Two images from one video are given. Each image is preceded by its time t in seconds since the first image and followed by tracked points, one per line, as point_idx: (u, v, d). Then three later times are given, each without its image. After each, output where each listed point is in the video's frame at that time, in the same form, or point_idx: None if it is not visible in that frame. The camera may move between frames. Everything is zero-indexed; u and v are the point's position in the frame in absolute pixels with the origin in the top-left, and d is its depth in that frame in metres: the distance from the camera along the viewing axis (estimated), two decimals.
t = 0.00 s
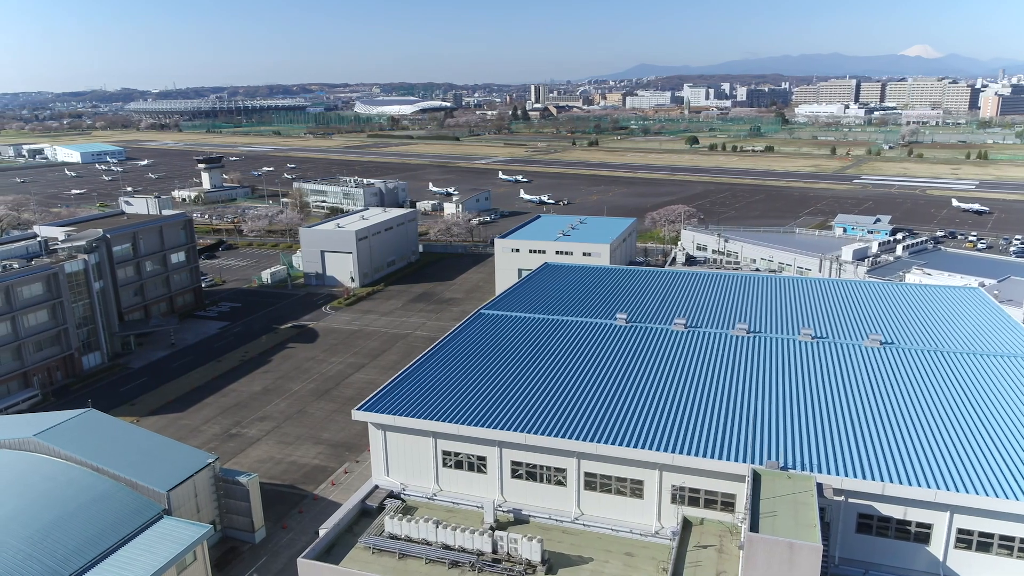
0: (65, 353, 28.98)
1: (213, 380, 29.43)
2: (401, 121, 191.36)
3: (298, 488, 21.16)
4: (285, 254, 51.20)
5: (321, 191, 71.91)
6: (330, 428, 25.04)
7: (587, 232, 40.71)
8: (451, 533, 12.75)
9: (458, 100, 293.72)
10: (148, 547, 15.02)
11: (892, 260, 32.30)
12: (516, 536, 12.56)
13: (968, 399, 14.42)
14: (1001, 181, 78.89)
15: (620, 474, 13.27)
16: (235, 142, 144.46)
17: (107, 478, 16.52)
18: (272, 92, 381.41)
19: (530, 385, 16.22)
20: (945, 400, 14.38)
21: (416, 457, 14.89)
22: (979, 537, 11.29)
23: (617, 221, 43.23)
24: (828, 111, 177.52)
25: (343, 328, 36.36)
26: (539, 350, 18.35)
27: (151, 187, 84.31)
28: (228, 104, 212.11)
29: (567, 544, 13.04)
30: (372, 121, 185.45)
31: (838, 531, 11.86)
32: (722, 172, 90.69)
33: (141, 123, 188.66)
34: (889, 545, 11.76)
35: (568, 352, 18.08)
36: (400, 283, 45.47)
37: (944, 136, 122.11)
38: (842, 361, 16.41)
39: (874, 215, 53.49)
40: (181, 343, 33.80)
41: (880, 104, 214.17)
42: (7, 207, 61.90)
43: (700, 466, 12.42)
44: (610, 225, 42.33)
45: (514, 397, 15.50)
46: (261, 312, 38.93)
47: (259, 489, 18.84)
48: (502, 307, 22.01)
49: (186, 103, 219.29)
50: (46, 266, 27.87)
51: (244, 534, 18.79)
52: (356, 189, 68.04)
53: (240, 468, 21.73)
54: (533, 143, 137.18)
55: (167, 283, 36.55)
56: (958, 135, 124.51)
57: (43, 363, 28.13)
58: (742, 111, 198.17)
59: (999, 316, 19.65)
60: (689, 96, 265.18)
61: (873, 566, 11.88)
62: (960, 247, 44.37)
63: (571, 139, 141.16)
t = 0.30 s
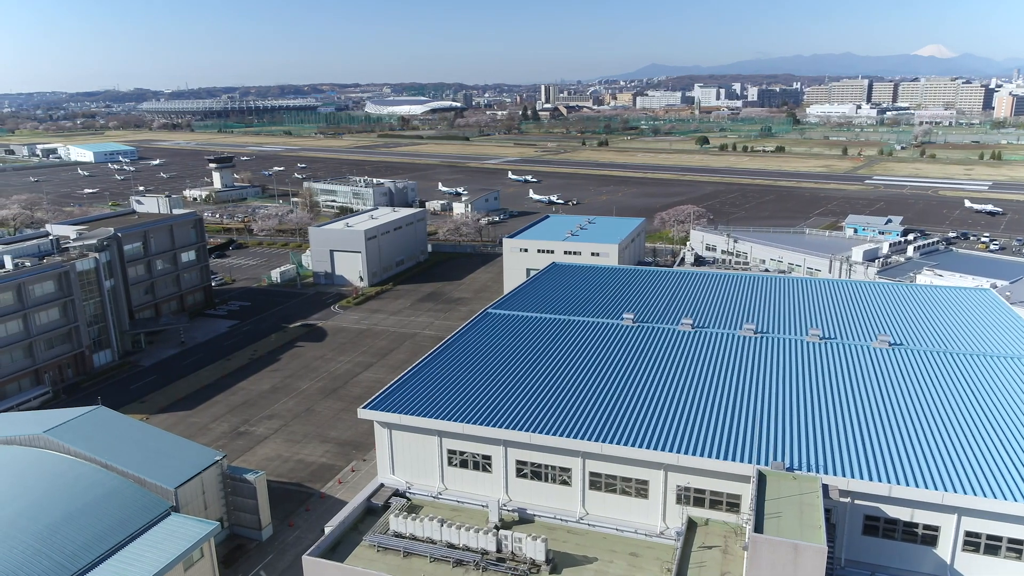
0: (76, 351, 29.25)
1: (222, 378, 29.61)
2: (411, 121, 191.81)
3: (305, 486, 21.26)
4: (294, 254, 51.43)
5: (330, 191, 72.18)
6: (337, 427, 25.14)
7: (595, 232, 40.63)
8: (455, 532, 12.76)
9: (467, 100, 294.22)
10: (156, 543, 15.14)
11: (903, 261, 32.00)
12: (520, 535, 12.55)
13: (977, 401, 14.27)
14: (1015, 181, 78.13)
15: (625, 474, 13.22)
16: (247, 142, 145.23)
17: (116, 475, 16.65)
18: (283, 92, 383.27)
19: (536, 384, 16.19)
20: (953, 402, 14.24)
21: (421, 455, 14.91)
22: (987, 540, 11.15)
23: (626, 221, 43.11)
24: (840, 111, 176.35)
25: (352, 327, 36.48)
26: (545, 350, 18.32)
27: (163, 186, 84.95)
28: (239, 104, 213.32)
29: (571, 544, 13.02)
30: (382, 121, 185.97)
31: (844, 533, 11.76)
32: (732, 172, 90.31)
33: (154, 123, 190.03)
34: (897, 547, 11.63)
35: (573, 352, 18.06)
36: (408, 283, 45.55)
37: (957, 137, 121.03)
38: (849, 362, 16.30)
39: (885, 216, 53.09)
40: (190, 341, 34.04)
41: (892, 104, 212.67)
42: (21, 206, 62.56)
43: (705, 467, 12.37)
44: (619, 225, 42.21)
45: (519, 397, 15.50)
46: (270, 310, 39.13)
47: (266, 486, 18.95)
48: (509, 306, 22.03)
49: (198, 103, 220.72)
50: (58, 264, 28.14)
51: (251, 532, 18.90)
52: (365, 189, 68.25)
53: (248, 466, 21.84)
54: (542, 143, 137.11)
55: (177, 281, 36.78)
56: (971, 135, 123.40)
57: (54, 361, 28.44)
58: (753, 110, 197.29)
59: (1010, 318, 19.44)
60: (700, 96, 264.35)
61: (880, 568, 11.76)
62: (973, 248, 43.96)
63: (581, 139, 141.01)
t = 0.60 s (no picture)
0: (87, 348, 29.53)
1: (231, 376, 29.80)
2: (421, 121, 192.18)
3: (312, 484, 21.38)
4: (304, 253, 51.68)
5: (340, 190, 72.47)
6: (345, 425, 25.24)
7: (604, 232, 40.56)
8: (460, 530, 12.80)
9: (477, 100, 294.52)
10: (163, 539, 15.27)
11: (914, 262, 31.74)
12: (525, 534, 12.56)
13: (986, 401, 14.16)
14: None
15: (630, 474, 13.20)
16: (257, 142, 145.95)
17: (124, 471, 16.81)
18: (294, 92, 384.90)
19: (542, 383, 16.19)
20: (962, 403, 14.13)
21: (427, 454, 14.96)
22: (995, 542, 11.05)
23: (635, 221, 43.01)
24: (852, 112, 175.16)
25: (360, 326, 36.61)
26: (551, 349, 18.31)
27: (175, 185, 85.54)
28: (251, 104, 214.40)
29: (576, 543, 13.00)
30: (392, 121, 186.46)
31: (849, 534, 11.68)
32: (742, 173, 89.87)
33: (166, 123, 191.25)
34: (903, 548, 11.54)
35: (581, 351, 18.05)
36: (417, 282, 45.65)
37: (971, 137, 119.90)
38: (858, 363, 16.19)
39: (896, 217, 52.67)
40: (200, 339, 34.27)
41: (904, 104, 211.14)
42: (35, 205, 63.18)
43: (711, 466, 12.32)
44: (627, 226, 42.10)
45: (525, 395, 15.52)
46: (280, 309, 39.36)
47: (274, 484, 19.07)
48: (516, 305, 22.07)
49: (210, 103, 222.03)
50: (70, 262, 28.42)
51: (258, 529, 19.02)
52: (375, 189, 68.44)
53: (255, 463, 21.98)
54: (552, 143, 136.95)
55: (188, 279, 37.05)
56: (985, 136, 122.24)
57: (66, 358, 28.71)
58: (764, 111, 196.27)
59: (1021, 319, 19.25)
60: (711, 96, 263.39)
61: (886, 570, 11.67)
62: (985, 249, 43.55)
63: (591, 139, 140.84)
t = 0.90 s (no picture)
0: (99, 345, 29.79)
1: (241, 374, 30.00)
2: (431, 121, 192.62)
3: (320, 481, 21.48)
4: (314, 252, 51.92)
5: (350, 190, 72.74)
6: (353, 423, 25.35)
7: (613, 232, 40.47)
8: (465, 528, 12.84)
9: (487, 100, 294.77)
10: (171, 535, 15.40)
11: (925, 263, 31.51)
12: (530, 532, 12.59)
13: (995, 403, 14.02)
14: None
15: (636, 473, 13.20)
16: (269, 142, 146.75)
17: (133, 467, 16.96)
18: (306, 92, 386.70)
19: (548, 382, 16.19)
20: (971, 404, 14.00)
21: (433, 451, 15.01)
22: (1003, 544, 10.96)
23: (644, 221, 42.89)
24: (864, 112, 173.84)
25: (369, 324, 36.74)
26: (557, 348, 18.33)
27: (187, 185, 86.13)
28: (263, 104, 215.54)
29: (581, 542, 13.01)
30: (403, 121, 186.95)
31: (856, 534, 11.60)
32: (753, 173, 89.47)
33: (178, 122, 192.59)
34: (910, 550, 11.46)
35: (587, 351, 18.04)
36: (426, 281, 45.75)
37: (984, 138, 118.79)
38: (865, 363, 16.09)
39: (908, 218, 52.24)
40: (210, 337, 34.50)
41: (918, 104, 209.26)
42: (49, 204, 63.91)
43: (716, 466, 12.29)
44: (636, 226, 41.99)
45: (531, 394, 15.55)
46: (290, 308, 39.56)
47: (282, 481, 19.18)
48: (523, 305, 22.09)
49: (222, 103, 223.42)
50: (82, 260, 28.70)
51: (266, 526, 19.15)
52: (385, 189, 68.65)
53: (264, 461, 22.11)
54: (562, 143, 136.84)
55: (199, 278, 37.30)
56: (999, 136, 121.09)
57: (78, 355, 28.99)
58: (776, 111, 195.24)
59: None
60: (722, 96, 262.41)
61: (893, 571, 11.59)
62: (998, 250, 43.14)
63: (601, 139, 140.66)
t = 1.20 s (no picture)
0: (110, 343, 30.07)
1: (250, 372, 30.19)
2: (442, 121, 192.97)
3: (328, 479, 21.59)
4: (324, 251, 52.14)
5: (360, 189, 73.00)
6: (362, 422, 25.47)
7: (622, 232, 40.38)
8: (471, 526, 12.91)
9: (498, 100, 294.94)
10: (180, 531, 15.56)
11: (936, 264, 31.25)
12: (536, 531, 12.63)
13: (1003, 404, 13.91)
14: None
15: (642, 472, 13.18)
16: (280, 141, 147.48)
17: (143, 463, 17.14)
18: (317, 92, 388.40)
19: (554, 382, 16.20)
20: (978, 406, 13.89)
21: (439, 450, 15.06)
22: (1010, 546, 10.86)
23: (654, 221, 42.79)
24: (877, 113, 172.40)
25: (378, 324, 36.88)
26: (564, 348, 18.34)
27: (199, 184, 86.67)
28: (274, 104, 216.58)
29: (586, 541, 13.01)
30: (414, 121, 187.39)
31: (861, 535, 11.54)
32: (764, 173, 89.00)
33: (191, 122, 193.82)
34: (916, 552, 11.39)
35: (593, 351, 18.03)
36: (435, 281, 45.83)
37: (999, 138, 117.61)
38: (872, 364, 16.00)
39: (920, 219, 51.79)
40: (221, 335, 34.75)
41: (931, 104, 207.22)
42: (63, 202, 64.60)
43: (721, 466, 12.27)
44: (646, 226, 41.88)
45: (537, 393, 15.54)
46: (300, 307, 39.75)
47: (290, 478, 19.33)
48: (531, 304, 22.09)
49: (234, 103, 224.69)
50: (94, 258, 29.04)
51: (274, 523, 19.30)
52: (395, 189, 68.85)
53: (273, 458, 22.25)
54: (572, 143, 136.69)
55: (209, 277, 37.57)
56: (1014, 136, 119.80)
57: (90, 352, 29.28)
58: (788, 111, 194.11)
59: None
60: (733, 97, 261.27)
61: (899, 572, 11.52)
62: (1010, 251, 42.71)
63: (611, 139, 140.38)
